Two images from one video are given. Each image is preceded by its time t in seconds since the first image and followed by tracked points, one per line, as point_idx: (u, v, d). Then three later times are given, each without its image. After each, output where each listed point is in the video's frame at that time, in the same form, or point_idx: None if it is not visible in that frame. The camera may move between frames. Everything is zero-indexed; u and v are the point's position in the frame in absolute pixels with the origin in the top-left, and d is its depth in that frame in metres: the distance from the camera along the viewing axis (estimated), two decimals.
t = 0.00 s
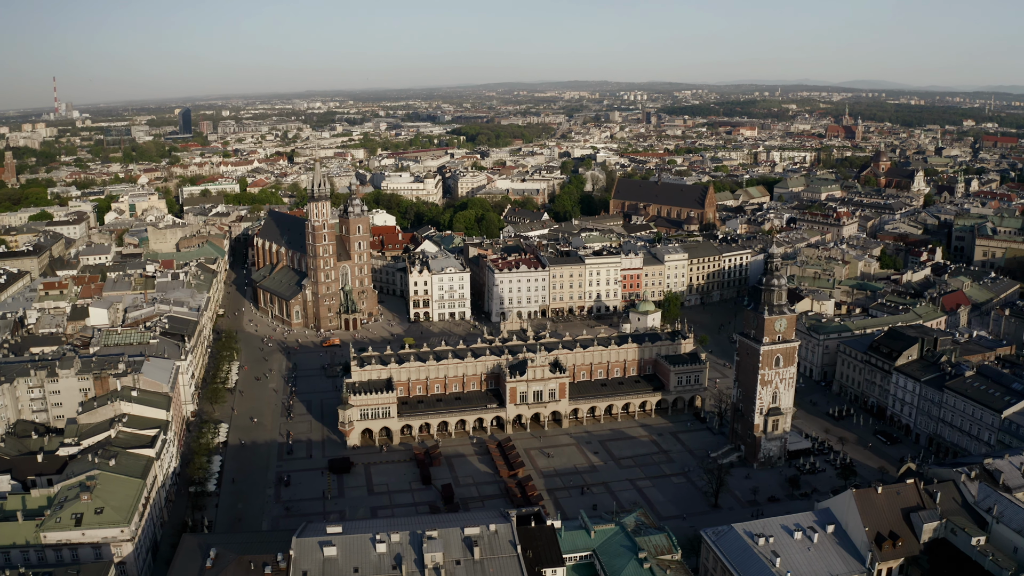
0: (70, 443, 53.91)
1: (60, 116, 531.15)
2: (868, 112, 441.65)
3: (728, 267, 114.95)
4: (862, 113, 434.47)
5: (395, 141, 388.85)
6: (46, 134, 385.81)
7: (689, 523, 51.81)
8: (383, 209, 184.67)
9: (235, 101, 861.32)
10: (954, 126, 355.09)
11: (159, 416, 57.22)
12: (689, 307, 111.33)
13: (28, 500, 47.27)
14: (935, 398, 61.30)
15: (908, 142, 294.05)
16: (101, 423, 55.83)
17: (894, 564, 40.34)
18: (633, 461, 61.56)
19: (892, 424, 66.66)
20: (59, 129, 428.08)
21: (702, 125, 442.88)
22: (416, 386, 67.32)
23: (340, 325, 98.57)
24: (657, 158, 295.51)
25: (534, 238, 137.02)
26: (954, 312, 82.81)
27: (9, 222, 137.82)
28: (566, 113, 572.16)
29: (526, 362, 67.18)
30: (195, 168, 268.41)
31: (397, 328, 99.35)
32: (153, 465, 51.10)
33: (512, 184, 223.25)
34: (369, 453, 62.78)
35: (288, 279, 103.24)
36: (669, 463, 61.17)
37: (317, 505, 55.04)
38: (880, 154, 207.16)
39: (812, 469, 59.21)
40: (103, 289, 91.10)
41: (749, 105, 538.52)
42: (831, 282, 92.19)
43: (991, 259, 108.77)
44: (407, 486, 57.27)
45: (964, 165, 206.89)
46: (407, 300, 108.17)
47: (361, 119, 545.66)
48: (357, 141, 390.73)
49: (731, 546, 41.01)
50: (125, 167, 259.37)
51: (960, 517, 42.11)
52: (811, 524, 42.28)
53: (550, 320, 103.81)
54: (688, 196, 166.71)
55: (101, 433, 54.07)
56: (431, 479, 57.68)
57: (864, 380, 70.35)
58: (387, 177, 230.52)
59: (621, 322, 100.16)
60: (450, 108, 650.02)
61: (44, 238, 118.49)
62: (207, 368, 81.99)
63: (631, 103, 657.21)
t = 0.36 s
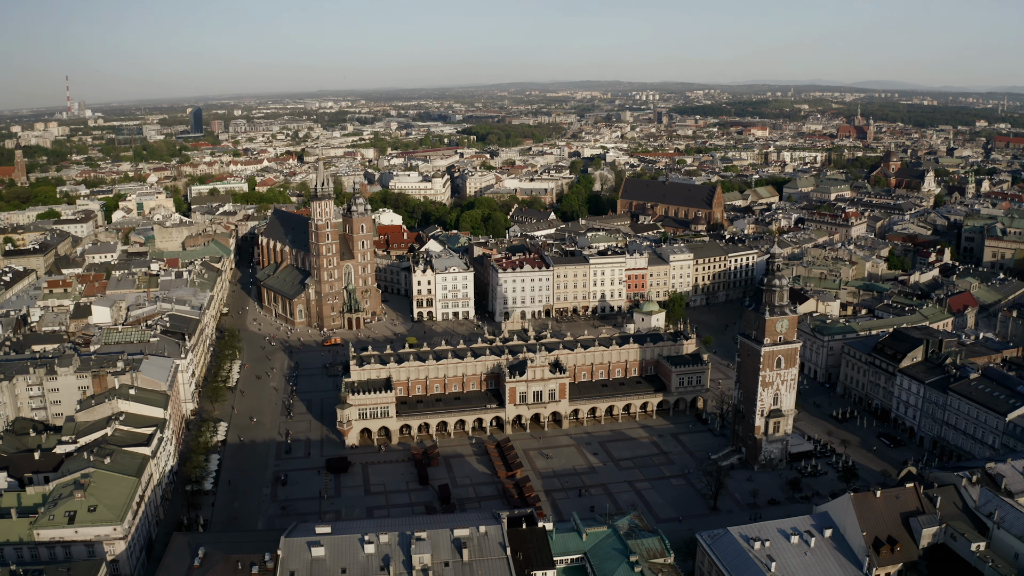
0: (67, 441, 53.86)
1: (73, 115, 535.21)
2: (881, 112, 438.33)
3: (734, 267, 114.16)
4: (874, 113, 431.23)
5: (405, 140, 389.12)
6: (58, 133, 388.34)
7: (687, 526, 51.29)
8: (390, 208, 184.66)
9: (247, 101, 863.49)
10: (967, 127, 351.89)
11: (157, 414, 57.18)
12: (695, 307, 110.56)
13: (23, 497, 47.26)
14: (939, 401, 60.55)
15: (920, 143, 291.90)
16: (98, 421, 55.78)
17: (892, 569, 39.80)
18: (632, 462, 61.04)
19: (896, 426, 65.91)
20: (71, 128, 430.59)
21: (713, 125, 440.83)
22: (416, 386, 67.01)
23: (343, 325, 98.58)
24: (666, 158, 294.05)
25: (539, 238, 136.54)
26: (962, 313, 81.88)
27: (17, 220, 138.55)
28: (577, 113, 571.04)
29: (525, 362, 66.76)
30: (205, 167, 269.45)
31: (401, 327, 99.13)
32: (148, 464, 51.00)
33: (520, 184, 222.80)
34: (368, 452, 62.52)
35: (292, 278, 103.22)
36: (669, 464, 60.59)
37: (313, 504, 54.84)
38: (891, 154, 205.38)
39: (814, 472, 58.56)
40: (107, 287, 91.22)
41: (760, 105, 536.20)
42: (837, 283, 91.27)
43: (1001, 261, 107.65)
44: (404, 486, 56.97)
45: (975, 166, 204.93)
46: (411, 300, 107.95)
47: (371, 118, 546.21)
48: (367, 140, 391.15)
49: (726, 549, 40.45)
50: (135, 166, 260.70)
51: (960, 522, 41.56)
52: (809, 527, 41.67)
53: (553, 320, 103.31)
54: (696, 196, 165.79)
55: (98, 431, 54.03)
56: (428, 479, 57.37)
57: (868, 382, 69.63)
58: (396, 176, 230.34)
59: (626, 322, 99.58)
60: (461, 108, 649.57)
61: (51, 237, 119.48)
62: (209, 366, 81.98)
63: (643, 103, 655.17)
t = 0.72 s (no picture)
0: (63, 438, 53.85)
1: (85, 115, 539.11)
2: (893, 113, 435.03)
3: (739, 268, 113.43)
4: (886, 114, 427.97)
5: (415, 140, 389.39)
6: (70, 132, 391.18)
7: (684, 528, 50.76)
8: (397, 208, 184.69)
9: (259, 100, 866.22)
10: (979, 128, 348.76)
11: (153, 412, 57.07)
12: (700, 308, 109.82)
13: (18, 494, 47.27)
14: (943, 403, 59.80)
15: (931, 143, 289.63)
16: (96, 419, 55.74)
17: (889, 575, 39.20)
18: (631, 463, 60.54)
19: (899, 429, 65.15)
20: (84, 128, 433.44)
21: (723, 125, 438.70)
22: (414, 385, 66.74)
23: (346, 324, 98.46)
24: (676, 158, 292.60)
25: (545, 237, 135.95)
26: (968, 315, 80.92)
27: (25, 218, 139.53)
28: (587, 113, 569.74)
29: (525, 362, 66.31)
30: (214, 166, 270.65)
31: (403, 327, 98.91)
32: (143, 462, 50.92)
33: (527, 183, 222.38)
34: (365, 452, 62.29)
35: (295, 277, 103.10)
36: (668, 466, 60.08)
37: (309, 504, 54.68)
38: (901, 155, 203.62)
39: (814, 475, 57.94)
40: (110, 285, 91.33)
41: (772, 106, 533.37)
42: (843, 283, 90.37)
43: (1010, 261, 106.42)
44: (400, 486, 56.65)
45: (987, 166, 202.93)
46: (415, 299, 107.71)
47: (382, 118, 546.67)
48: (376, 140, 391.60)
49: (721, 553, 39.94)
50: (144, 165, 262.02)
51: (959, 527, 40.93)
52: (805, 532, 41.13)
53: (557, 320, 102.83)
54: (703, 196, 164.92)
55: (94, 428, 54.01)
56: (425, 479, 57.03)
57: (872, 384, 68.90)
58: (403, 176, 230.39)
59: (630, 322, 99.02)
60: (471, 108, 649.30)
61: (57, 235, 120.40)
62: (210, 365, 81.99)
63: (654, 103, 653.16)
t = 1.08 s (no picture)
0: (60, 436, 53.90)
1: (97, 114, 542.54)
2: (905, 113, 431.51)
3: (744, 268, 112.67)
4: (898, 114, 424.88)
5: (425, 139, 389.37)
6: (81, 131, 393.62)
7: (681, 530, 50.27)
8: (404, 207, 184.71)
9: (270, 100, 868.07)
10: (992, 128, 345.48)
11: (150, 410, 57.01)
12: (705, 308, 109.15)
13: (13, 491, 47.33)
14: (947, 406, 59.11)
15: (943, 144, 287.20)
16: (93, 416, 55.74)
17: None
18: (630, 465, 60.05)
19: (903, 431, 64.41)
20: (96, 126, 435.84)
21: (735, 125, 436.43)
22: (413, 385, 66.46)
23: (348, 322, 98.37)
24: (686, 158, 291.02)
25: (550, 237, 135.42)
26: (974, 316, 80.00)
27: (33, 216, 140.52)
28: (598, 113, 568.14)
29: (525, 362, 65.90)
30: (224, 165, 271.60)
31: (406, 326, 98.74)
32: (138, 460, 50.88)
33: (535, 183, 221.89)
34: (363, 451, 62.09)
35: (299, 275, 103.13)
36: (667, 467, 59.55)
37: (304, 503, 54.51)
38: (912, 155, 201.90)
39: (815, 477, 57.32)
40: (114, 283, 91.58)
41: (783, 106, 530.69)
42: (849, 284, 89.42)
43: (1019, 263, 105.20)
44: (397, 486, 56.37)
45: (999, 167, 200.87)
46: (418, 298, 107.52)
47: (392, 117, 547.03)
48: (386, 139, 391.88)
49: (715, 556, 39.46)
50: (154, 164, 263.34)
51: (957, 532, 40.38)
52: (801, 535, 40.61)
53: (560, 320, 102.39)
54: (710, 196, 163.99)
55: (91, 426, 54.00)
56: (421, 479, 56.72)
57: (875, 386, 68.17)
58: (411, 175, 230.43)
59: (633, 322, 98.51)
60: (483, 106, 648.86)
61: (63, 234, 121.35)
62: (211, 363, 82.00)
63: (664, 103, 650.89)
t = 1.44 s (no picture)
0: (57, 433, 53.92)
1: (109, 113, 545.94)
2: (918, 114, 428.11)
3: (750, 268, 111.90)
4: (911, 114, 421.75)
5: (435, 139, 389.13)
6: (93, 130, 396.05)
7: (677, 532, 49.80)
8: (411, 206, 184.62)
9: (282, 100, 872.36)
10: (1006, 129, 342.04)
11: (147, 408, 56.94)
12: (709, 308, 108.39)
13: (8, 488, 47.34)
14: (950, 408, 58.49)
15: (956, 144, 284.58)
16: (90, 414, 55.67)
17: None
18: (628, 465, 59.57)
19: (906, 434, 63.77)
20: (107, 125, 438.41)
21: (746, 125, 434.21)
22: (411, 384, 66.17)
23: (351, 321, 98.20)
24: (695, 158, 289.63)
25: (556, 236, 134.87)
26: (981, 318, 79.08)
27: (40, 214, 141.34)
28: (609, 113, 566.48)
29: (524, 362, 65.48)
30: (233, 164, 272.36)
31: (409, 325, 98.52)
32: (133, 458, 50.82)
33: (543, 182, 221.35)
34: (361, 450, 61.90)
35: (302, 274, 103.11)
36: (665, 469, 59.03)
37: (300, 501, 54.37)
38: (922, 155, 200.22)
39: (815, 480, 56.74)
40: (117, 281, 91.90)
41: (794, 106, 528.08)
42: (854, 284, 88.47)
43: None
44: (393, 486, 56.12)
45: (1011, 167, 198.72)
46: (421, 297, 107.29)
47: (403, 116, 547.28)
48: (395, 138, 392.02)
49: (708, 559, 38.98)
50: (163, 162, 264.46)
51: (956, 537, 39.79)
52: (796, 539, 40.08)
53: (563, 319, 101.92)
54: (717, 196, 163.06)
55: (87, 423, 53.96)
56: (418, 478, 56.47)
57: (878, 388, 67.57)
58: (419, 174, 230.32)
59: (636, 322, 97.99)
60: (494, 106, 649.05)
61: (70, 231, 122.17)
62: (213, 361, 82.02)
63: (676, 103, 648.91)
